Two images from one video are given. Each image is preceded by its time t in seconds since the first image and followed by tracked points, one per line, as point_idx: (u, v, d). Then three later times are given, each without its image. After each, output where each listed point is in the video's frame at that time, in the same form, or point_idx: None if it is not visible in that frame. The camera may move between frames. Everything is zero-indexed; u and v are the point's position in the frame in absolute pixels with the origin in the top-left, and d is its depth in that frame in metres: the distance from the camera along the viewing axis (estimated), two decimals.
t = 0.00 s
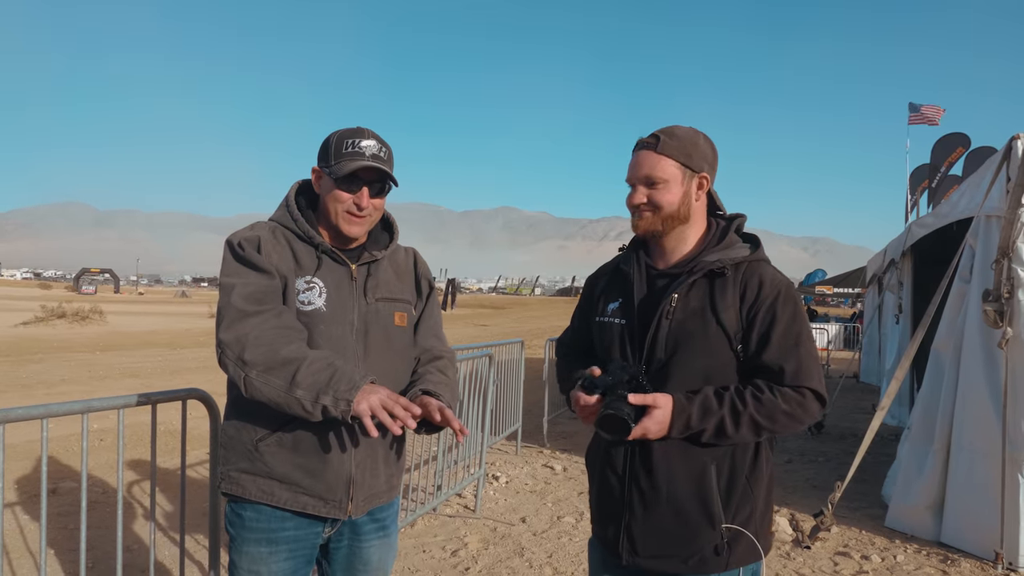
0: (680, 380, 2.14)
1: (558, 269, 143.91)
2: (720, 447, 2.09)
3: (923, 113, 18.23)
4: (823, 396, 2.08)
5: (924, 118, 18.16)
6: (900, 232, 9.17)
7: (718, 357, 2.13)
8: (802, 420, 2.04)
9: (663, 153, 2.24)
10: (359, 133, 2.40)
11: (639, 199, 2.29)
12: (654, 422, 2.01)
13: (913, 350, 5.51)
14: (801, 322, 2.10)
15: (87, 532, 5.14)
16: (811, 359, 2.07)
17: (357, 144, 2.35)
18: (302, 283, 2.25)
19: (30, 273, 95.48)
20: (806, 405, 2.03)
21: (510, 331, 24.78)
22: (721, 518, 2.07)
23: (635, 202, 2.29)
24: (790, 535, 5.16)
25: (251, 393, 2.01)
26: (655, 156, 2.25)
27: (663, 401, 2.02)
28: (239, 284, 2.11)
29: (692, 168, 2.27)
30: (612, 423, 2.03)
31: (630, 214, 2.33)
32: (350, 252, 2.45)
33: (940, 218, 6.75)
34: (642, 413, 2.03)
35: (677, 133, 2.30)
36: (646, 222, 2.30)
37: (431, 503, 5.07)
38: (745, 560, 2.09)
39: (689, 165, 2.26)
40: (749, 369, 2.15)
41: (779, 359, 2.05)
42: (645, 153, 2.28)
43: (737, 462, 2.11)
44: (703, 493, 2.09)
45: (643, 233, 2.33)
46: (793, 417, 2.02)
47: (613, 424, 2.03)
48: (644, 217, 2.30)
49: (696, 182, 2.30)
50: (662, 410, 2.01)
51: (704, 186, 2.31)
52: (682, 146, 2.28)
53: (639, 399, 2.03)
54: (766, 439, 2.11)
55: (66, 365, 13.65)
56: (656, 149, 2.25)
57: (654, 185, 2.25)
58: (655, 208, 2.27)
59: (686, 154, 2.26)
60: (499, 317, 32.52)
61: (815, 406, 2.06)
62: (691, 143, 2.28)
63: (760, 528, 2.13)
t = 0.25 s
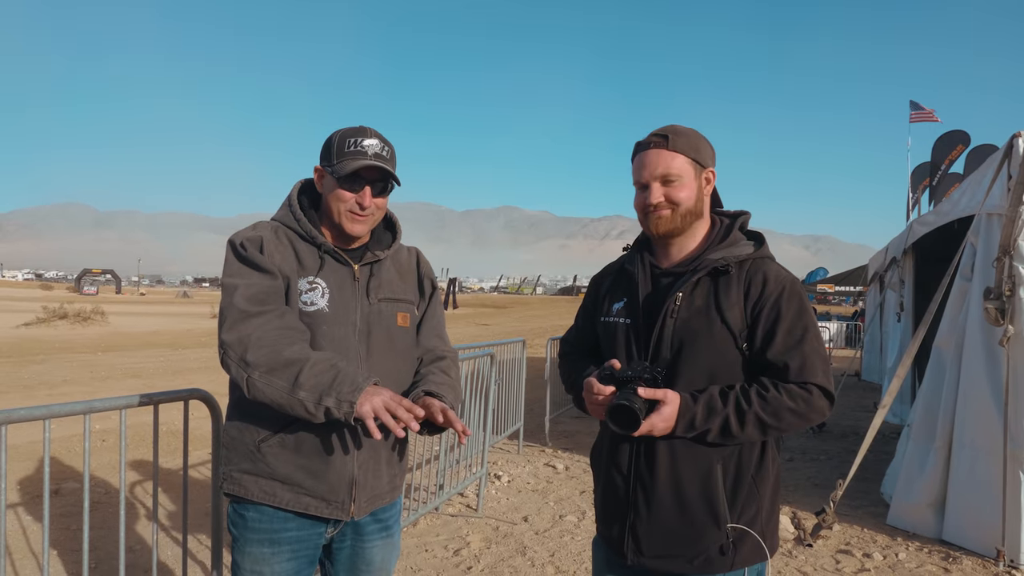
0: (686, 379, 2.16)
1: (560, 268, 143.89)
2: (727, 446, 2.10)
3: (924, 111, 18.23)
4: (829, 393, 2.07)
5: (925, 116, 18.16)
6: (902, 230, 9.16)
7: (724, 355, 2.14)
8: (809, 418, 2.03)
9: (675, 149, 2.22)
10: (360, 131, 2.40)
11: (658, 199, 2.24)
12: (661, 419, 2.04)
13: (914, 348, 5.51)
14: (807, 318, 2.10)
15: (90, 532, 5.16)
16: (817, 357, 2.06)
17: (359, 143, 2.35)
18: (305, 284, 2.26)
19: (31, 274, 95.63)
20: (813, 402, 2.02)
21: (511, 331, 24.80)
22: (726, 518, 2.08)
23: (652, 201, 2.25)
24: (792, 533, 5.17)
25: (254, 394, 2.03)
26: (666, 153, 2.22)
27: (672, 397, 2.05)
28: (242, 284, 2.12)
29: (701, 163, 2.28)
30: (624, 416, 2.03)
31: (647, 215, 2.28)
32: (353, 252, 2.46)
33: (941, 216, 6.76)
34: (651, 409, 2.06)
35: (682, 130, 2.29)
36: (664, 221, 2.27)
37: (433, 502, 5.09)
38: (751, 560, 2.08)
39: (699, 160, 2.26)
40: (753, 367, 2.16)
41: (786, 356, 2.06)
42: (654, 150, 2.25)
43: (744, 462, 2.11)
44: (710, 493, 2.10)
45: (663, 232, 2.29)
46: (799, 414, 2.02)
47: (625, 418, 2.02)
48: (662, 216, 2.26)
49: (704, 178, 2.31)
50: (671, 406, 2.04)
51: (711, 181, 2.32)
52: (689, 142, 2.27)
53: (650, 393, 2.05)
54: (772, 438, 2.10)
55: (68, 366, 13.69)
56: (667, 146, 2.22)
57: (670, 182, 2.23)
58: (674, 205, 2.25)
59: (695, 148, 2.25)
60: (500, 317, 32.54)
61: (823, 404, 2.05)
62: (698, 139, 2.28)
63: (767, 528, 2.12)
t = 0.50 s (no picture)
0: (689, 376, 2.17)
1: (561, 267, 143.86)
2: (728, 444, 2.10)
3: (925, 109, 18.20)
4: (830, 391, 2.07)
5: (926, 114, 18.13)
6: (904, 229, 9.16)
7: (726, 353, 2.15)
8: (811, 416, 2.04)
9: (687, 145, 2.25)
10: (363, 131, 2.41)
11: (670, 195, 2.24)
12: (664, 415, 2.04)
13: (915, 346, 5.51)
14: (808, 317, 2.11)
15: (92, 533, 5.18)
16: (819, 355, 2.07)
17: (363, 143, 2.37)
18: (306, 284, 2.27)
19: (33, 275, 95.75)
20: (815, 400, 2.03)
21: (513, 330, 24.82)
22: (727, 516, 2.09)
23: (664, 198, 2.25)
24: (793, 531, 5.17)
25: (254, 395, 2.04)
26: (677, 149, 2.24)
27: (674, 393, 2.05)
28: (243, 284, 2.13)
29: (709, 161, 2.30)
30: (628, 411, 2.03)
31: (657, 210, 2.28)
32: (354, 252, 2.47)
33: (942, 214, 6.76)
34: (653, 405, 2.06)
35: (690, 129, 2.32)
36: (677, 218, 2.27)
37: (435, 502, 5.10)
38: (752, 559, 2.09)
39: (706, 158, 2.28)
40: (754, 366, 2.16)
41: (787, 355, 2.06)
42: (665, 147, 2.26)
43: (744, 460, 2.12)
44: (711, 491, 2.11)
45: (675, 229, 2.29)
46: (801, 413, 2.02)
47: (628, 412, 2.03)
48: (675, 213, 2.26)
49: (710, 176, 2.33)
50: (674, 402, 2.04)
51: (717, 180, 2.35)
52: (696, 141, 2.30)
53: (653, 389, 2.05)
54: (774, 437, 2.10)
55: (70, 367, 13.71)
56: (679, 141, 2.25)
57: (682, 178, 2.24)
58: (687, 202, 2.26)
59: (704, 145, 2.28)
60: (502, 316, 32.55)
61: (825, 402, 2.05)
62: (705, 139, 2.31)
63: (767, 526, 2.13)
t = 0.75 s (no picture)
0: (689, 374, 2.18)
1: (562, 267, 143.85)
2: (728, 441, 2.11)
3: (926, 108, 18.19)
4: (829, 390, 2.08)
5: (926, 113, 18.13)
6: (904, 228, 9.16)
7: (725, 352, 2.16)
8: (810, 414, 2.04)
9: (685, 146, 2.25)
10: (372, 130, 2.46)
11: (668, 193, 2.26)
12: (664, 412, 2.05)
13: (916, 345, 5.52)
14: (808, 315, 2.11)
15: (93, 533, 5.19)
16: (818, 353, 2.08)
17: (380, 142, 2.44)
18: (304, 286, 2.28)
19: (34, 275, 95.88)
20: (814, 398, 2.03)
21: (514, 330, 24.83)
22: (726, 514, 2.10)
23: (663, 197, 2.26)
24: (795, 530, 5.18)
25: (255, 401, 2.06)
26: (677, 149, 2.25)
27: (675, 390, 2.06)
28: (240, 289, 2.14)
29: (710, 161, 2.31)
30: (628, 409, 2.03)
31: (657, 209, 2.29)
32: (351, 251, 2.47)
33: (942, 213, 6.77)
34: (653, 402, 2.07)
35: (690, 130, 2.33)
36: (675, 217, 2.27)
37: (436, 501, 5.11)
38: (751, 556, 2.11)
39: (705, 158, 2.29)
40: (753, 365, 2.17)
41: (786, 354, 2.07)
42: (665, 146, 2.27)
43: (743, 458, 2.13)
44: (710, 490, 2.12)
45: (673, 228, 2.30)
46: (800, 411, 2.03)
47: (629, 411, 2.03)
48: (673, 212, 2.27)
49: (709, 177, 2.34)
50: (674, 399, 2.05)
51: (716, 181, 2.36)
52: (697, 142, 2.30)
53: (653, 387, 2.06)
54: (772, 434, 2.12)
55: (72, 367, 13.74)
56: (680, 141, 2.25)
57: (681, 178, 2.25)
58: (684, 201, 2.27)
59: (704, 146, 2.29)
60: (503, 315, 32.55)
61: (824, 400, 2.06)
62: (704, 139, 2.32)
63: (766, 524, 2.14)
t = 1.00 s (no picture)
0: (686, 373, 2.18)
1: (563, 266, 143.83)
2: (724, 439, 2.12)
3: (927, 107, 18.18)
4: (825, 388, 2.09)
5: (928, 112, 18.12)
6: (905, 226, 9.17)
7: (722, 351, 2.16)
8: (807, 413, 2.05)
9: (660, 152, 2.28)
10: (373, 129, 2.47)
11: (638, 199, 2.34)
12: (661, 411, 2.06)
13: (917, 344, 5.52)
14: (803, 314, 2.12)
15: (95, 532, 5.21)
16: (814, 353, 2.08)
17: (384, 143, 2.44)
18: (303, 287, 2.29)
19: (36, 275, 95.98)
20: (810, 397, 2.04)
21: (515, 329, 24.84)
22: (722, 510, 2.10)
23: (636, 201, 2.34)
24: (796, 528, 5.18)
25: (256, 402, 2.07)
26: (655, 155, 2.29)
27: (671, 389, 2.06)
28: (239, 291, 2.15)
29: (693, 167, 2.31)
30: (625, 408, 2.04)
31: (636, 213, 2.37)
32: (350, 250, 2.48)
33: (943, 212, 6.77)
34: (650, 401, 2.07)
35: (686, 131, 2.33)
36: (646, 221, 2.35)
37: (438, 500, 5.13)
38: (747, 552, 2.12)
39: (687, 164, 2.29)
40: (750, 363, 2.18)
41: (782, 353, 2.08)
42: (646, 151, 2.32)
43: (740, 455, 2.14)
44: (707, 487, 2.12)
45: (646, 232, 2.37)
46: (797, 409, 2.03)
47: (627, 410, 2.03)
48: (644, 216, 2.35)
49: (696, 181, 2.33)
50: (671, 398, 2.06)
51: (704, 185, 2.33)
52: (680, 145, 2.31)
53: (650, 386, 2.06)
54: (767, 432, 2.13)
55: (73, 367, 13.76)
56: (655, 148, 2.29)
57: (654, 184, 2.29)
58: (654, 207, 2.31)
59: (683, 152, 2.29)
60: (504, 315, 32.55)
61: (820, 399, 2.07)
62: (695, 142, 2.31)
63: (762, 520, 2.16)
